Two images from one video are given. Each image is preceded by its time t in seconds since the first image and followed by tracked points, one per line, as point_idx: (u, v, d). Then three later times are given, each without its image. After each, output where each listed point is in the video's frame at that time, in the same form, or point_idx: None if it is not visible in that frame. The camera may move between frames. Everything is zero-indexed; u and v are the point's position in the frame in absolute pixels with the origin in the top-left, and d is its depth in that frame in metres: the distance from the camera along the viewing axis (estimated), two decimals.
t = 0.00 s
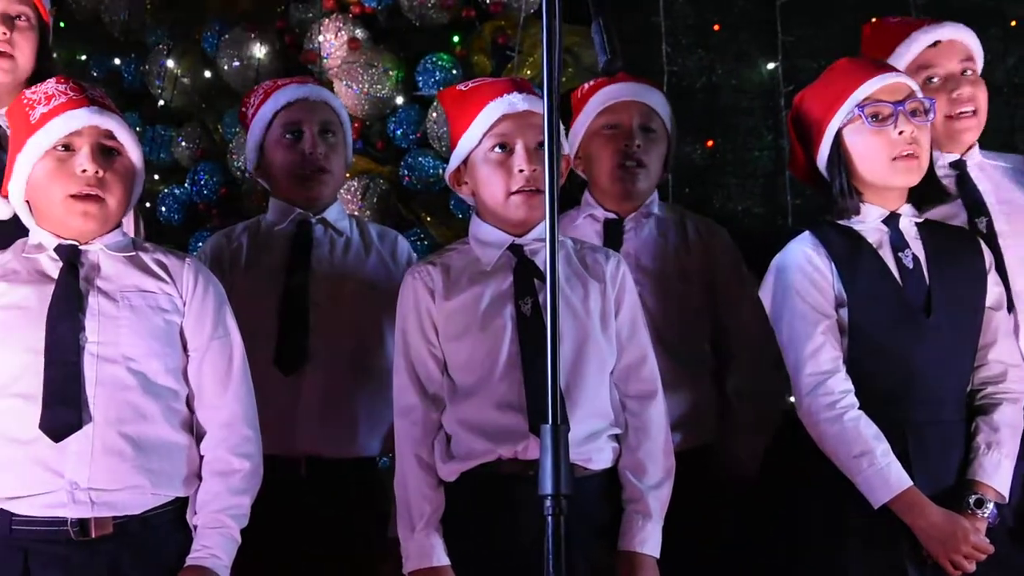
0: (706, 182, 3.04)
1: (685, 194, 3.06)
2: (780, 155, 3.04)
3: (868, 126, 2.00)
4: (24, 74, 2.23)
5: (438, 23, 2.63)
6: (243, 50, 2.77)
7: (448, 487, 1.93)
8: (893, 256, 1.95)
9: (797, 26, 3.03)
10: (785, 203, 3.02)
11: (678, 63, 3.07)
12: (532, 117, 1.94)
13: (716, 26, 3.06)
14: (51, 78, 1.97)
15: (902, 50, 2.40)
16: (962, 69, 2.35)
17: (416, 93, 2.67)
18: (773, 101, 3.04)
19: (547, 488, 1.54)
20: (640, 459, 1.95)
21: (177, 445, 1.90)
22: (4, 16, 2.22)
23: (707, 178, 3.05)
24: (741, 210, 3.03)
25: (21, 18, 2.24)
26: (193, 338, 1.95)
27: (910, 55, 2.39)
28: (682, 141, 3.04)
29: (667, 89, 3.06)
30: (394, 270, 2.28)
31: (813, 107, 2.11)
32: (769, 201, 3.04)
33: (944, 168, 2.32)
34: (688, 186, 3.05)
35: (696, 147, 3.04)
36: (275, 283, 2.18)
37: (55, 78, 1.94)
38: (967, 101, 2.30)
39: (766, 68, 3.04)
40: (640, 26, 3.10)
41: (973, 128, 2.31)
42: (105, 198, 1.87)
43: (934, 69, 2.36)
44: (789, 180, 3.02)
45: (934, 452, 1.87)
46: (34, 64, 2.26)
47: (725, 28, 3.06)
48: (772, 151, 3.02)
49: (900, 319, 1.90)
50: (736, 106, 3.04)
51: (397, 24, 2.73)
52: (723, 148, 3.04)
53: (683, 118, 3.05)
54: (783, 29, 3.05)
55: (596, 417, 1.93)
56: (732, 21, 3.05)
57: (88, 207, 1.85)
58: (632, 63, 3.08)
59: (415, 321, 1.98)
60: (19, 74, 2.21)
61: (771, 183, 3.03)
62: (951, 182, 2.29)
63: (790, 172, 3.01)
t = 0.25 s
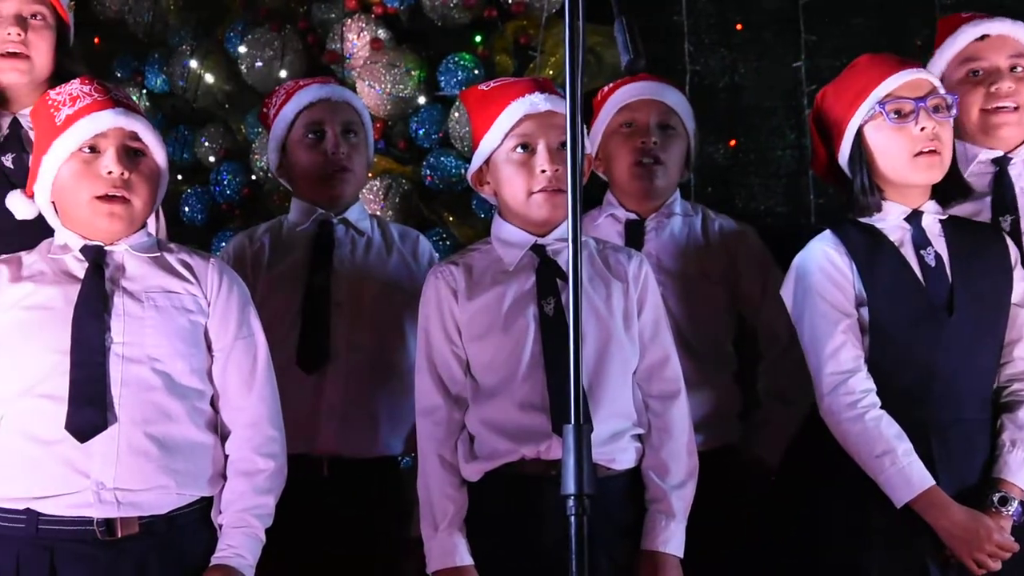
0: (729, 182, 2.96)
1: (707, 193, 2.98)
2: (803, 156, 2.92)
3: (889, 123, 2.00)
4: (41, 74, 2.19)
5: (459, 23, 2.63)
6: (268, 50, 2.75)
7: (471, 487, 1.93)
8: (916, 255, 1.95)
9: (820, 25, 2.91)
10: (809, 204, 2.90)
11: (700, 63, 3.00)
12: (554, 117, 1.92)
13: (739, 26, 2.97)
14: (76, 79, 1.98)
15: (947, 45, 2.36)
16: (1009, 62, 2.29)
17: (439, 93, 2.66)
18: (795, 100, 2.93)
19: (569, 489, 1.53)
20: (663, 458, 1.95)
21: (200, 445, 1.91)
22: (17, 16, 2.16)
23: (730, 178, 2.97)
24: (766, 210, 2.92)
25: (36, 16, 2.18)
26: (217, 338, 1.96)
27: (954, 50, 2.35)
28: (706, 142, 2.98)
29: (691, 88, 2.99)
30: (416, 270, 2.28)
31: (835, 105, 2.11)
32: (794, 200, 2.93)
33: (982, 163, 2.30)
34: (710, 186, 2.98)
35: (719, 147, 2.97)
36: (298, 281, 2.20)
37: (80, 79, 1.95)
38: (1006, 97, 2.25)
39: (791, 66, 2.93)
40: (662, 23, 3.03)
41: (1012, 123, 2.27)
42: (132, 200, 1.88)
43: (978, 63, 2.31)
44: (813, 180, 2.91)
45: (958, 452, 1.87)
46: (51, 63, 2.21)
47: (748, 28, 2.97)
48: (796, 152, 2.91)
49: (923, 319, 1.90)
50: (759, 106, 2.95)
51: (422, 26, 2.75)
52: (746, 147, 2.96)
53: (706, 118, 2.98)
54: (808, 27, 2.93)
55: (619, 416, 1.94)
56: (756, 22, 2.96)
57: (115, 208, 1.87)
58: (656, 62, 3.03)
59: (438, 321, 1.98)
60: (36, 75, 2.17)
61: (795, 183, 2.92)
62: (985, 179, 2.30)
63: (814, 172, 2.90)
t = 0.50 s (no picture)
0: (753, 182, 2.94)
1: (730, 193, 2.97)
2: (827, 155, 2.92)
3: (915, 123, 1.99)
4: (59, 71, 2.15)
5: (483, 23, 2.62)
6: (292, 51, 2.77)
7: (495, 487, 1.94)
8: (943, 256, 1.94)
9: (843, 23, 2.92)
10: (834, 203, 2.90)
11: (724, 62, 2.99)
12: (579, 117, 1.92)
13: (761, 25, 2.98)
14: (102, 80, 2.00)
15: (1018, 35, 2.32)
16: None
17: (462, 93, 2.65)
18: (819, 99, 2.93)
19: (594, 489, 1.52)
20: (687, 460, 1.95)
21: (224, 447, 1.92)
22: (30, 15, 2.12)
23: (754, 178, 2.95)
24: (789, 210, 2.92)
25: (49, 14, 2.14)
26: (243, 338, 1.97)
27: None
28: (729, 142, 2.97)
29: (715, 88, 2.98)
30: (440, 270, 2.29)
31: (859, 105, 2.10)
32: (818, 199, 2.92)
33: None
34: (734, 186, 2.95)
35: (744, 147, 2.96)
36: (323, 280, 2.21)
37: (106, 80, 1.96)
38: None
39: (815, 65, 2.93)
40: (685, 22, 3.01)
41: None
42: (158, 200, 1.89)
43: None
44: (838, 179, 2.90)
45: (984, 453, 1.87)
46: (69, 59, 2.17)
47: (770, 27, 2.97)
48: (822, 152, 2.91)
49: (949, 321, 1.89)
50: (783, 106, 2.95)
51: (443, 26, 2.69)
52: (771, 147, 2.95)
53: (730, 118, 2.97)
54: (831, 25, 2.93)
55: (643, 417, 1.94)
56: (778, 21, 2.96)
57: (142, 208, 1.87)
58: (680, 62, 3.00)
59: (462, 321, 1.98)
60: (54, 73, 2.14)
61: (820, 182, 2.91)
62: None
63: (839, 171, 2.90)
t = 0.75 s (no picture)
0: (776, 183, 2.96)
1: (753, 194, 3.00)
2: (850, 155, 2.91)
3: (939, 125, 1.99)
4: (70, 72, 2.15)
5: (505, 24, 2.62)
6: (315, 52, 2.75)
7: (517, 488, 1.94)
8: (968, 257, 1.93)
9: (867, 24, 2.88)
10: (857, 204, 2.88)
11: (746, 63, 2.99)
12: (600, 116, 1.91)
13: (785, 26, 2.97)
14: (126, 83, 2.01)
15: None
16: None
17: (484, 94, 2.65)
18: (843, 99, 2.90)
19: (615, 490, 1.53)
20: (708, 461, 1.94)
21: (249, 447, 1.93)
22: (40, 16, 2.12)
23: (777, 178, 2.97)
24: (811, 210, 2.92)
25: (59, 14, 2.14)
26: (265, 340, 1.97)
27: None
28: (751, 143, 2.98)
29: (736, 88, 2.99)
30: (462, 271, 2.29)
31: (886, 104, 2.11)
32: (840, 199, 2.91)
33: None
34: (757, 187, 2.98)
35: (766, 147, 2.97)
36: (344, 282, 2.21)
37: (130, 82, 1.97)
38: None
39: (838, 65, 2.91)
40: (708, 24, 3.03)
41: None
42: (182, 202, 1.90)
43: None
44: (861, 179, 2.89)
45: (1009, 456, 1.85)
46: (79, 59, 2.16)
47: (794, 27, 2.96)
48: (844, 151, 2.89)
49: (973, 320, 1.88)
50: (805, 106, 2.94)
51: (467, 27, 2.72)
52: (793, 147, 2.95)
53: (752, 118, 2.98)
54: (855, 26, 2.90)
55: (664, 419, 1.93)
56: (804, 22, 2.94)
57: (166, 210, 1.88)
58: (701, 63, 3.03)
59: (483, 322, 1.98)
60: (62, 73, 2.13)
61: (842, 182, 2.90)
62: None
63: (862, 171, 2.88)
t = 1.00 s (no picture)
0: (798, 183, 2.96)
1: (776, 194, 2.98)
2: (872, 155, 2.93)
3: (961, 125, 2.00)
4: (93, 73, 2.13)
5: (527, 25, 2.64)
6: (336, 53, 2.72)
7: (537, 488, 1.93)
8: (991, 258, 1.94)
9: (889, 23, 2.90)
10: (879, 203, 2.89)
11: (768, 63, 3.01)
12: (623, 116, 1.91)
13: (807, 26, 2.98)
14: (149, 83, 2.01)
15: None
16: None
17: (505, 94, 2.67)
18: (864, 99, 2.94)
19: (636, 489, 1.54)
20: (730, 463, 1.94)
21: (271, 447, 1.93)
22: (64, 17, 2.11)
23: (799, 178, 2.97)
24: (832, 211, 2.92)
25: (83, 15, 2.13)
26: (286, 341, 1.97)
27: None
28: (774, 142, 2.98)
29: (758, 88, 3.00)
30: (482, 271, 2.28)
31: (908, 105, 2.12)
32: (862, 199, 2.93)
33: None
34: (778, 187, 2.97)
35: (788, 147, 2.97)
36: (365, 283, 2.22)
37: (153, 83, 1.97)
38: None
39: (859, 64, 2.94)
40: (729, 23, 3.06)
41: None
42: (204, 204, 1.90)
43: None
44: (883, 179, 2.90)
45: None
46: (103, 60, 2.14)
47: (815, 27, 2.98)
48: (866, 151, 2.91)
49: (996, 321, 1.89)
50: (827, 106, 2.96)
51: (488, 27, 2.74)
52: (815, 147, 2.96)
53: (774, 117, 2.99)
54: (877, 25, 2.92)
55: (685, 420, 1.93)
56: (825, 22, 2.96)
57: (187, 213, 1.88)
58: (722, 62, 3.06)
59: (505, 322, 1.99)
60: (86, 74, 2.11)
61: (864, 182, 2.92)
62: None
63: (884, 171, 2.90)
